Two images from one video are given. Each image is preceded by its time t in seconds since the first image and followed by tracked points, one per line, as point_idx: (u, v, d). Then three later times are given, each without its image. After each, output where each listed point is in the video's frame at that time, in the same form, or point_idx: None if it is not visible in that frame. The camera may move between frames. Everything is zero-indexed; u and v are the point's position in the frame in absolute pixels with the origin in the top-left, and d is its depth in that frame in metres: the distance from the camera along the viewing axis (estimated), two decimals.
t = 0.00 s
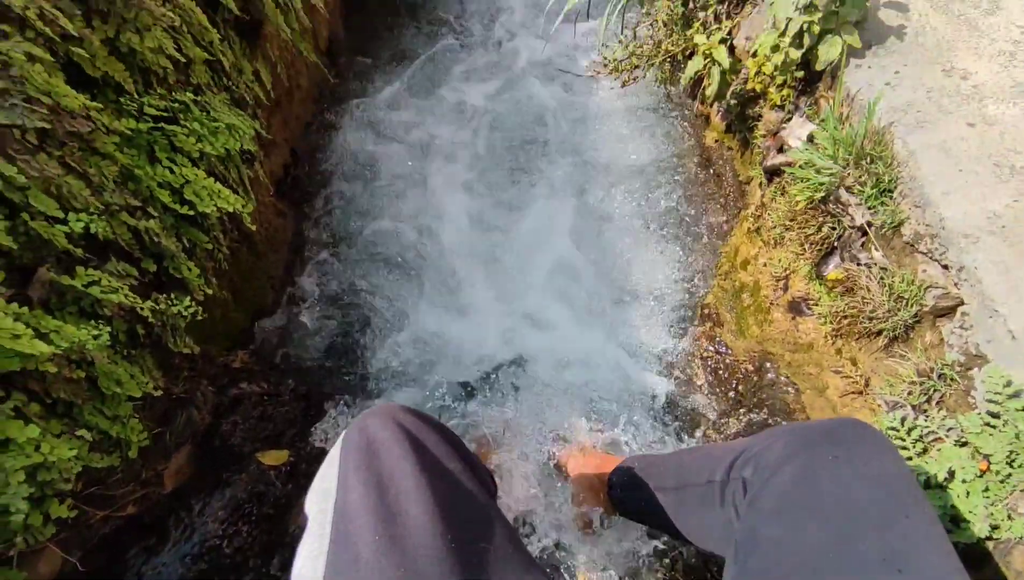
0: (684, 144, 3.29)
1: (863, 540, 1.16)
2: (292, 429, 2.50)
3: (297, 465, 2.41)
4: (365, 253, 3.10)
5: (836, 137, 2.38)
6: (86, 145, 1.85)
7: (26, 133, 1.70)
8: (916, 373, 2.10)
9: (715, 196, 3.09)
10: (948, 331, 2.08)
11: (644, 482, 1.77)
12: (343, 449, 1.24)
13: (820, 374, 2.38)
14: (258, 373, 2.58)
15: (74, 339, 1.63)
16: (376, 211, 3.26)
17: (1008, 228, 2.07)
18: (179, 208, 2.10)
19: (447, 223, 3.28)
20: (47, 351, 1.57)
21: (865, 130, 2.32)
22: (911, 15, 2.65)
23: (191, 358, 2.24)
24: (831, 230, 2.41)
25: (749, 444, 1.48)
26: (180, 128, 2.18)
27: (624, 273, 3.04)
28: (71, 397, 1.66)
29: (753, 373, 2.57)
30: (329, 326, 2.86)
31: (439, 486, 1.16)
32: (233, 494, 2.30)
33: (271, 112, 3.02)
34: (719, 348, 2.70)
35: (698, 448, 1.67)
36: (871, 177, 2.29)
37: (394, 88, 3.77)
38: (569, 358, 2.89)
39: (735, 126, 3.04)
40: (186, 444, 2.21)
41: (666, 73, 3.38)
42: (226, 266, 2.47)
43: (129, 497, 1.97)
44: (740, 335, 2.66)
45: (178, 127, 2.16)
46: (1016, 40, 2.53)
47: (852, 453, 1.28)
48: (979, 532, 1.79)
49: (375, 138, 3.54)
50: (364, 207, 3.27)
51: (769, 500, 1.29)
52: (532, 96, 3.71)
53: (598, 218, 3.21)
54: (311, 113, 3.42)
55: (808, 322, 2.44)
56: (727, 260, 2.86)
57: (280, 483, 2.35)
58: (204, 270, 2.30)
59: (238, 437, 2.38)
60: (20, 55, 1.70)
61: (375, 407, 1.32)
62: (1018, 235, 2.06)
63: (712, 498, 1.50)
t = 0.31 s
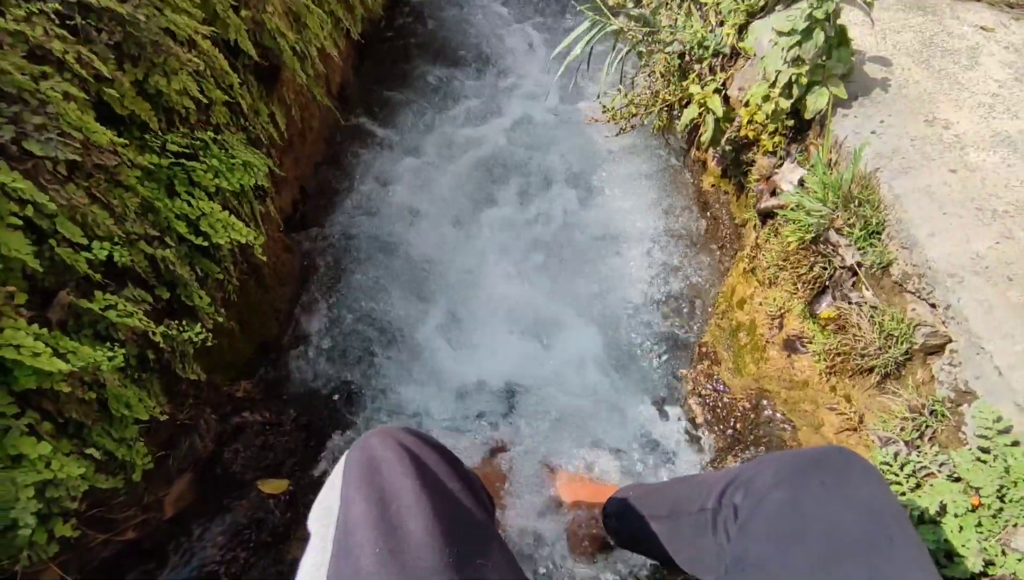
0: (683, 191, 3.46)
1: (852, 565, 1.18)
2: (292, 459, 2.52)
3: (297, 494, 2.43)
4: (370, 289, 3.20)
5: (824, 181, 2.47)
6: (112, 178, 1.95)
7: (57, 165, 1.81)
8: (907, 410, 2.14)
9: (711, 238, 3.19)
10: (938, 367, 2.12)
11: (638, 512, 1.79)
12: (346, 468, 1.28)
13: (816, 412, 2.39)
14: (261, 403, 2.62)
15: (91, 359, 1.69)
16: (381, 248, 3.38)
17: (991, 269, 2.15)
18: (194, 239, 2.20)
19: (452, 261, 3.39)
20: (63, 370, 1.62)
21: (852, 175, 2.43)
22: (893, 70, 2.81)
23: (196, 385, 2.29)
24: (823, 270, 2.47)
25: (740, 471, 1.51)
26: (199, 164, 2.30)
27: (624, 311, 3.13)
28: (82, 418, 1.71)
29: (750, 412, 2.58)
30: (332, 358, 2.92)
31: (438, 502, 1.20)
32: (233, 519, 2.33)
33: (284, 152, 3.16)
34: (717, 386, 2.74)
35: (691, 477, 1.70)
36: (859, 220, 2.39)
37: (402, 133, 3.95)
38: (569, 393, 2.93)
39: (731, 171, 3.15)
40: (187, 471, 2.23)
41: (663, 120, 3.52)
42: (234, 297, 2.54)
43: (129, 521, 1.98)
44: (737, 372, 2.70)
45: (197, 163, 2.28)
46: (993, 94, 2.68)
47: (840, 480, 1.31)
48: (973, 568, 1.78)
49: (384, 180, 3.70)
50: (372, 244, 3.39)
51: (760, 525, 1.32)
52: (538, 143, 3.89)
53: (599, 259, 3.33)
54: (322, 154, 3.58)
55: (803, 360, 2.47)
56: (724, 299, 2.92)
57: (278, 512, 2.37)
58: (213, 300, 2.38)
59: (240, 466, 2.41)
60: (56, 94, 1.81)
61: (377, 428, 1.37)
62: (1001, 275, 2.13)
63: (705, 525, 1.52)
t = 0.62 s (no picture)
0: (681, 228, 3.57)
1: None
2: (294, 488, 2.55)
3: (299, 522, 2.47)
4: (375, 321, 3.28)
5: (815, 222, 2.56)
6: (135, 212, 2.06)
7: (86, 198, 1.91)
8: (900, 443, 2.17)
9: (708, 276, 3.28)
10: (929, 402, 2.17)
11: (635, 540, 1.83)
12: (351, 490, 1.33)
13: (812, 446, 2.42)
14: (265, 432, 2.67)
15: (109, 381, 1.76)
16: (386, 282, 3.48)
17: (977, 306, 2.22)
18: (209, 270, 2.29)
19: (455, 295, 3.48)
20: (82, 393, 1.69)
21: (841, 216, 2.52)
22: (880, 117, 2.95)
23: (203, 413, 2.34)
24: (816, 306, 2.54)
25: (734, 498, 1.55)
26: (216, 200, 2.42)
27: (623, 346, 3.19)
28: (96, 440, 1.76)
29: (748, 446, 2.62)
30: (336, 389, 2.97)
31: (441, 522, 1.25)
32: (235, 546, 2.35)
33: (295, 189, 3.29)
34: (716, 421, 2.78)
35: (686, 505, 1.74)
36: (850, 258, 2.46)
37: (409, 173, 4.10)
38: (569, 426, 2.97)
39: (727, 212, 3.28)
40: (192, 497, 2.27)
41: (663, 162, 3.62)
42: (243, 327, 2.62)
43: (134, 546, 2.01)
44: (735, 408, 2.74)
45: (214, 199, 2.40)
46: (976, 140, 2.80)
47: (831, 508, 1.35)
48: None
49: (390, 217, 3.83)
50: (377, 279, 3.48)
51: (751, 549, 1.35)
52: (540, 184, 4.04)
53: (599, 294, 3.42)
54: (330, 191, 3.71)
55: (799, 395, 2.51)
56: (721, 335, 2.97)
57: (280, 540, 2.40)
58: (224, 329, 2.45)
59: (243, 493, 2.44)
60: (89, 133, 1.93)
61: (382, 452, 1.42)
62: (987, 312, 2.20)
63: (698, 551, 1.55)
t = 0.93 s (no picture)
0: (680, 266, 3.66)
1: None
2: (296, 518, 2.58)
3: (300, 552, 2.49)
4: (379, 354, 3.34)
5: (808, 260, 2.66)
6: (154, 244, 2.15)
7: (109, 231, 2.00)
8: (896, 478, 2.20)
9: (707, 313, 3.36)
10: (924, 438, 2.20)
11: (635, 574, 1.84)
12: (358, 513, 1.37)
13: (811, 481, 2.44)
14: (269, 463, 2.70)
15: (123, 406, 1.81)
16: (392, 316, 3.56)
17: (967, 343, 2.27)
18: (221, 301, 2.36)
19: (460, 329, 3.55)
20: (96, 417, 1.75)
21: (834, 254, 2.62)
22: (870, 161, 3.07)
23: (210, 441, 2.38)
24: (811, 341, 2.63)
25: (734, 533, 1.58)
26: (231, 234, 2.52)
27: (623, 380, 3.24)
28: (107, 464, 1.81)
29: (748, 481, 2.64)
30: (340, 421, 3.02)
31: (445, 544, 1.29)
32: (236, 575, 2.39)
33: (305, 224, 3.40)
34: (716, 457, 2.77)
35: (688, 540, 1.76)
36: (843, 295, 2.54)
37: (415, 211, 4.24)
38: (569, 460, 2.99)
39: (725, 250, 3.36)
40: (195, 526, 2.30)
41: (662, 202, 3.72)
42: (251, 358, 2.68)
43: (136, 574, 2.03)
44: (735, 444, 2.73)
45: (229, 233, 2.50)
46: (963, 183, 2.90)
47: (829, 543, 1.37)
48: None
49: (397, 253, 3.94)
50: (384, 312, 3.57)
51: None
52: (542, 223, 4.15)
53: (599, 330, 3.48)
54: (338, 227, 3.83)
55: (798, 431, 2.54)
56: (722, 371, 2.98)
57: (281, 570, 2.42)
58: (233, 359, 2.51)
59: (246, 522, 2.48)
60: (115, 170, 2.04)
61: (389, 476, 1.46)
62: (977, 348, 2.25)
63: None
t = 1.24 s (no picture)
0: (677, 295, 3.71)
1: None
2: (294, 543, 2.61)
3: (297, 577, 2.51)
4: (379, 379, 3.37)
5: (803, 288, 2.72)
6: (163, 269, 2.21)
7: (120, 256, 2.05)
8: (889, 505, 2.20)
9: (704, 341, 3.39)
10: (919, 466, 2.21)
11: None
12: (356, 536, 1.39)
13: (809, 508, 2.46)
14: (267, 487, 2.72)
15: (127, 428, 1.84)
16: (392, 341, 3.60)
17: (960, 370, 2.29)
18: (226, 325, 2.41)
19: (460, 355, 3.59)
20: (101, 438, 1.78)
21: (828, 283, 2.68)
22: (862, 193, 3.15)
23: (210, 464, 2.41)
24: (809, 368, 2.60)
25: (729, 554, 1.58)
26: (236, 260, 2.58)
27: (621, 407, 3.26)
28: (108, 485, 1.84)
29: (747, 511, 2.56)
30: (339, 446, 3.04)
31: (442, 564, 1.30)
32: None
33: (309, 250, 3.47)
34: (714, 486, 2.72)
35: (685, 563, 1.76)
36: (837, 324, 2.59)
37: (417, 239, 4.32)
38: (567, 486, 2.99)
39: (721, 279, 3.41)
40: (192, 550, 2.31)
41: (660, 231, 3.79)
42: (252, 382, 2.71)
43: None
44: (734, 471, 2.70)
45: (235, 259, 2.56)
46: (953, 215, 2.96)
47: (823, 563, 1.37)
48: None
49: (399, 280, 4.01)
50: (384, 338, 3.61)
51: None
52: (541, 252, 4.23)
53: (597, 357, 3.52)
54: (341, 254, 3.90)
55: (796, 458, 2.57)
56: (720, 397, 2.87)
57: None
58: (234, 383, 2.54)
59: (243, 546, 2.51)
60: (128, 197, 2.11)
61: (388, 500, 1.48)
62: (970, 376, 2.26)
63: None
